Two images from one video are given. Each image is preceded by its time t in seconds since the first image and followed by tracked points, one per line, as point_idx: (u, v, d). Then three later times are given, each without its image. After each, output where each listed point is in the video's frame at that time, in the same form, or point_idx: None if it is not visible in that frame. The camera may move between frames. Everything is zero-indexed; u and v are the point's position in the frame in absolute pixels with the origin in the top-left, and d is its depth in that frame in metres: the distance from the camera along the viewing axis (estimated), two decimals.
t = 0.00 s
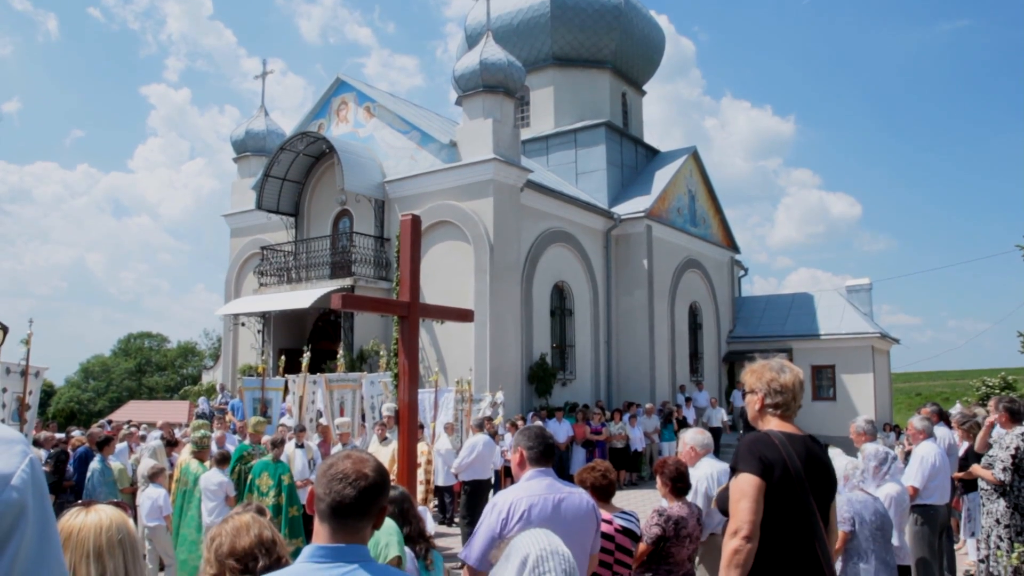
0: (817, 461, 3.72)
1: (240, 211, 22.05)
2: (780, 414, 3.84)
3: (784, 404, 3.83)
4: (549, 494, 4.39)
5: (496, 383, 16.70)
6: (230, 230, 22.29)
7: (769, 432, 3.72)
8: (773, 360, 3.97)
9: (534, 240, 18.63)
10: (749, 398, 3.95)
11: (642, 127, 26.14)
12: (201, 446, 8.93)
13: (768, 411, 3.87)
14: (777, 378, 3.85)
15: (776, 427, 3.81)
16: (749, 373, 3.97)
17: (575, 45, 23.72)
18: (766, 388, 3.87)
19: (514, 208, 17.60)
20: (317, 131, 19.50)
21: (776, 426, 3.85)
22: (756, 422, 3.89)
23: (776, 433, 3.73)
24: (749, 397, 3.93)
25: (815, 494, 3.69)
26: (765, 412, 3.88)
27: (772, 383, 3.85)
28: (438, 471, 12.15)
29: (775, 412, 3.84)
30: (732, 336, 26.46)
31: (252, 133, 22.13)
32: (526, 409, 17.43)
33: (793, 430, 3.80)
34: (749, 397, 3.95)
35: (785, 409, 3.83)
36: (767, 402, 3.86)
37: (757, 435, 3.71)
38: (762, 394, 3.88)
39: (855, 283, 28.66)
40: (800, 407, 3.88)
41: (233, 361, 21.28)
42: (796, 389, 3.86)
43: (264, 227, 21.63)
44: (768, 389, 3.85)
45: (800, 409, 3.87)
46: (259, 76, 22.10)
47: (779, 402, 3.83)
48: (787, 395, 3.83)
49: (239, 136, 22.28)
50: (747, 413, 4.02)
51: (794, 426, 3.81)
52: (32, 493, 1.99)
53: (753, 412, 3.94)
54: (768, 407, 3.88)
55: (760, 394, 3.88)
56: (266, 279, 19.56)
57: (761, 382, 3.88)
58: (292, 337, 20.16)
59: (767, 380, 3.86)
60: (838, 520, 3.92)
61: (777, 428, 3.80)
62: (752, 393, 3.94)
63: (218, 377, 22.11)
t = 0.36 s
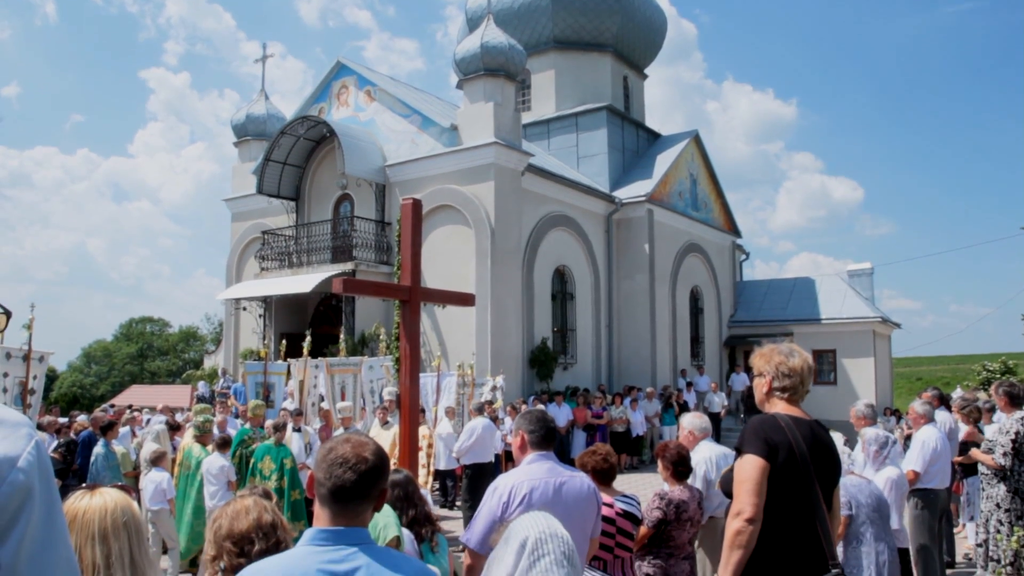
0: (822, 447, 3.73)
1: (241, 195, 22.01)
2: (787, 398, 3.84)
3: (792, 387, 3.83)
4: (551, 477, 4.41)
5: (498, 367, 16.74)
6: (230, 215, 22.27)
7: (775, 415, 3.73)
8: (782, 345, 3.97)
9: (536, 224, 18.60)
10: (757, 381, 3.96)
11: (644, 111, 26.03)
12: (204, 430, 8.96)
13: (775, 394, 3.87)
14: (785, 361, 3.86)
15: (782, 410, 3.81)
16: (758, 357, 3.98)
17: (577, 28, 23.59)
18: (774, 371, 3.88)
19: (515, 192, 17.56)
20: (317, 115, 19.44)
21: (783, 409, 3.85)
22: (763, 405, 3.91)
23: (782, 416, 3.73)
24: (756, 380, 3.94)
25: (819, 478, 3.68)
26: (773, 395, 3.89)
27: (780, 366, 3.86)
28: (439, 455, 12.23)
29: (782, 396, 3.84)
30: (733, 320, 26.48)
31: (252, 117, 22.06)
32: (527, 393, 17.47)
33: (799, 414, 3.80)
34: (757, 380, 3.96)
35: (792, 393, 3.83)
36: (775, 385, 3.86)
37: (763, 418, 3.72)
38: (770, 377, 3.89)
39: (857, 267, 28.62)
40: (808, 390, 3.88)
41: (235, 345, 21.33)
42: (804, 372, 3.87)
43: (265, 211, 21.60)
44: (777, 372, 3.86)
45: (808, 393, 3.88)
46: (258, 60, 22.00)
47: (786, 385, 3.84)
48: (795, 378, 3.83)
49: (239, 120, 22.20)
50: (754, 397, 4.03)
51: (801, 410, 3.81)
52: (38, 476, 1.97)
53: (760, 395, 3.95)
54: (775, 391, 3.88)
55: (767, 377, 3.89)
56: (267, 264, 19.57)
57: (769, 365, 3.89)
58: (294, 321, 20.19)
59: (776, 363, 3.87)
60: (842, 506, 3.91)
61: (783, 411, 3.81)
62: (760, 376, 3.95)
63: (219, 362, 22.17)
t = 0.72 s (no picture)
0: (818, 433, 3.71)
1: (243, 180, 21.97)
2: (785, 383, 3.83)
3: (790, 372, 3.82)
4: (551, 462, 4.42)
5: (500, 352, 16.76)
6: (233, 200, 22.25)
7: (771, 402, 3.71)
8: (783, 329, 3.95)
9: (538, 208, 18.56)
10: (756, 365, 3.95)
11: (646, 96, 25.92)
12: (207, 415, 8.99)
13: (774, 379, 3.86)
14: (785, 347, 3.84)
15: (779, 396, 3.80)
16: (758, 340, 3.96)
17: (579, 12, 23.45)
18: (773, 356, 3.86)
19: (517, 177, 17.51)
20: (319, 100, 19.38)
21: (780, 395, 3.84)
22: (761, 389, 3.90)
23: (778, 403, 3.72)
24: (756, 364, 3.93)
25: (813, 465, 3.66)
26: (771, 380, 3.87)
27: (780, 351, 3.85)
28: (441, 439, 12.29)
29: (780, 381, 3.83)
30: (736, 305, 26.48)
31: (254, 101, 22.00)
32: (529, 378, 17.50)
33: (796, 400, 3.78)
34: (757, 364, 3.95)
35: (790, 378, 3.82)
36: (773, 369, 3.85)
37: (758, 404, 3.70)
38: (769, 362, 3.88)
39: (860, 253, 28.57)
40: (807, 376, 3.86)
41: (237, 330, 21.37)
42: (804, 358, 3.86)
43: (267, 196, 21.57)
44: (776, 357, 3.84)
45: (807, 379, 3.86)
46: (260, 44, 21.91)
47: (785, 370, 3.82)
48: (794, 364, 3.82)
49: (240, 105, 22.15)
50: (753, 380, 4.02)
51: (798, 396, 3.79)
52: (42, 458, 1.94)
53: (760, 379, 3.94)
54: (774, 375, 3.87)
55: (767, 361, 3.87)
56: (269, 249, 19.58)
57: (768, 349, 3.88)
58: (296, 306, 20.22)
59: (775, 348, 3.86)
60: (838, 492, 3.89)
61: (780, 397, 3.79)
62: (760, 360, 3.94)
63: (222, 346, 22.22)
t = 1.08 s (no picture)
0: (812, 419, 3.65)
1: (248, 166, 21.97)
2: (780, 370, 3.75)
3: (785, 359, 3.73)
4: (541, 446, 4.43)
5: (506, 337, 16.79)
6: (238, 186, 22.26)
7: (766, 390, 3.62)
8: (777, 314, 3.85)
9: (543, 194, 18.51)
10: (749, 351, 3.86)
11: (652, 81, 25.81)
12: (213, 400, 9.04)
13: (768, 365, 3.78)
14: (780, 333, 3.74)
15: (774, 383, 3.73)
16: (752, 325, 3.86)
17: None
18: (768, 342, 3.77)
19: (522, 162, 17.46)
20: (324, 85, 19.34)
21: (774, 381, 3.76)
22: (755, 375, 3.82)
23: (774, 391, 3.63)
24: (750, 350, 3.84)
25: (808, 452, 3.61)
26: (766, 366, 3.79)
27: (774, 338, 3.75)
28: (446, 425, 12.37)
29: (774, 367, 3.75)
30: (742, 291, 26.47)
31: (259, 87, 21.98)
32: (535, 363, 17.53)
33: (790, 387, 3.71)
34: (750, 349, 3.85)
35: (785, 365, 3.74)
36: (768, 356, 3.76)
37: (753, 392, 3.62)
38: (764, 348, 3.78)
39: (866, 239, 28.45)
40: (802, 362, 3.78)
41: (243, 316, 21.44)
42: (799, 344, 3.76)
43: (272, 182, 21.57)
44: (771, 343, 3.75)
45: (801, 365, 3.78)
46: (264, 29, 21.85)
47: (780, 357, 3.74)
48: (789, 351, 3.72)
49: (245, 91, 22.13)
50: (746, 365, 3.93)
51: (792, 383, 3.73)
52: (49, 443, 2.06)
53: (753, 364, 3.85)
54: (768, 361, 3.78)
55: (761, 347, 3.78)
56: (275, 235, 19.61)
57: (763, 335, 3.78)
58: (302, 292, 20.27)
59: (771, 334, 3.75)
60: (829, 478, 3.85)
61: (774, 384, 3.72)
62: (753, 346, 3.84)
63: (229, 332, 22.30)
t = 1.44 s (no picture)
0: (809, 403, 3.64)
1: (254, 152, 21.95)
2: (775, 354, 3.74)
3: (781, 343, 3.72)
4: (531, 433, 4.43)
5: (512, 322, 16.80)
6: (245, 171, 22.26)
7: (763, 376, 3.61)
8: (771, 298, 3.83)
9: (549, 179, 18.46)
10: (745, 336, 3.84)
11: (659, 65, 25.67)
12: (221, 385, 9.08)
13: (764, 350, 3.76)
14: (775, 317, 3.73)
15: (770, 368, 3.72)
16: (746, 310, 3.84)
17: None
18: (763, 327, 3.75)
19: (528, 147, 17.40)
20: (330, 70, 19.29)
21: (771, 366, 3.75)
22: (751, 360, 3.80)
23: (771, 376, 3.62)
24: (745, 335, 3.82)
25: (808, 437, 3.59)
26: (761, 351, 3.78)
27: (769, 322, 3.73)
28: (452, 410, 12.42)
29: (770, 352, 3.74)
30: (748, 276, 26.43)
31: (264, 72, 21.94)
32: (541, 348, 17.55)
33: (787, 371, 3.70)
34: (745, 334, 3.84)
35: (781, 349, 3.73)
36: (763, 341, 3.75)
37: (751, 379, 3.61)
38: (759, 333, 3.76)
39: (874, 224, 28.33)
40: (797, 345, 3.77)
41: (250, 301, 21.50)
42: (794, 328, 3.75)
43: (278, 167, 21.55)
44: (766, 328, 3.73)
45: (797, 348, 3.77)
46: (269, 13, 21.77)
47: (775, 341, 3.73)
48: (784, 335, 3.71)
49: (251, 76, 22.08)
50: (742, 350, 3.92)
51: (789, 367, 3.71)
52: (56, 427, 2.08)
53: (748, 349, 3.84)
54: (764, 346, 3.77)
55: (756, 332, 3.76)
56: (281, 221, 19.63)
57: (758, 320, 3.76)
58: (309, 277, 20.30)
59: (765, 318, 3.73)
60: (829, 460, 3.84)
61: (771, 369, 3.71)
62: (748, 331, 3.82)
63: (236, 318, 22.37)
